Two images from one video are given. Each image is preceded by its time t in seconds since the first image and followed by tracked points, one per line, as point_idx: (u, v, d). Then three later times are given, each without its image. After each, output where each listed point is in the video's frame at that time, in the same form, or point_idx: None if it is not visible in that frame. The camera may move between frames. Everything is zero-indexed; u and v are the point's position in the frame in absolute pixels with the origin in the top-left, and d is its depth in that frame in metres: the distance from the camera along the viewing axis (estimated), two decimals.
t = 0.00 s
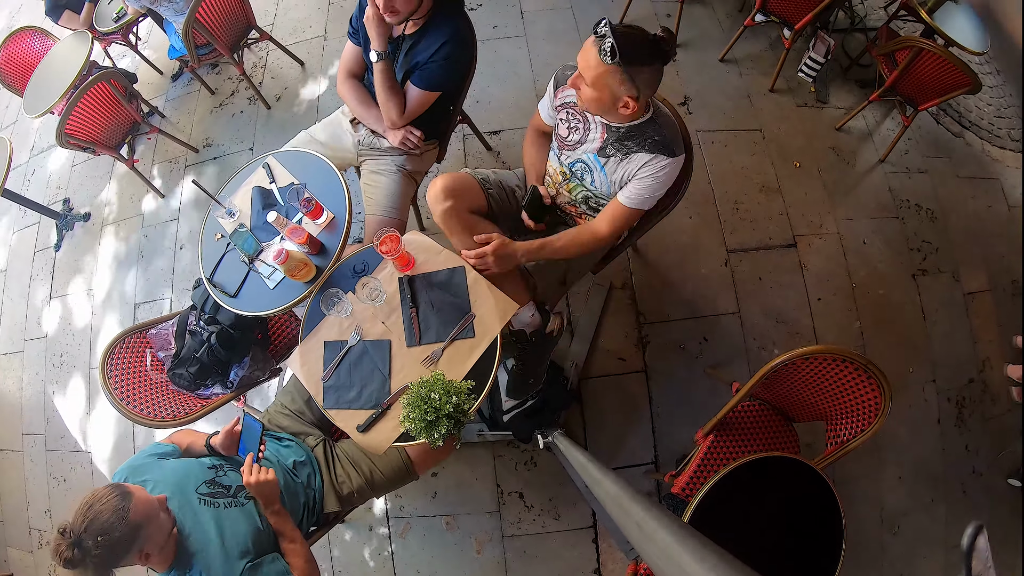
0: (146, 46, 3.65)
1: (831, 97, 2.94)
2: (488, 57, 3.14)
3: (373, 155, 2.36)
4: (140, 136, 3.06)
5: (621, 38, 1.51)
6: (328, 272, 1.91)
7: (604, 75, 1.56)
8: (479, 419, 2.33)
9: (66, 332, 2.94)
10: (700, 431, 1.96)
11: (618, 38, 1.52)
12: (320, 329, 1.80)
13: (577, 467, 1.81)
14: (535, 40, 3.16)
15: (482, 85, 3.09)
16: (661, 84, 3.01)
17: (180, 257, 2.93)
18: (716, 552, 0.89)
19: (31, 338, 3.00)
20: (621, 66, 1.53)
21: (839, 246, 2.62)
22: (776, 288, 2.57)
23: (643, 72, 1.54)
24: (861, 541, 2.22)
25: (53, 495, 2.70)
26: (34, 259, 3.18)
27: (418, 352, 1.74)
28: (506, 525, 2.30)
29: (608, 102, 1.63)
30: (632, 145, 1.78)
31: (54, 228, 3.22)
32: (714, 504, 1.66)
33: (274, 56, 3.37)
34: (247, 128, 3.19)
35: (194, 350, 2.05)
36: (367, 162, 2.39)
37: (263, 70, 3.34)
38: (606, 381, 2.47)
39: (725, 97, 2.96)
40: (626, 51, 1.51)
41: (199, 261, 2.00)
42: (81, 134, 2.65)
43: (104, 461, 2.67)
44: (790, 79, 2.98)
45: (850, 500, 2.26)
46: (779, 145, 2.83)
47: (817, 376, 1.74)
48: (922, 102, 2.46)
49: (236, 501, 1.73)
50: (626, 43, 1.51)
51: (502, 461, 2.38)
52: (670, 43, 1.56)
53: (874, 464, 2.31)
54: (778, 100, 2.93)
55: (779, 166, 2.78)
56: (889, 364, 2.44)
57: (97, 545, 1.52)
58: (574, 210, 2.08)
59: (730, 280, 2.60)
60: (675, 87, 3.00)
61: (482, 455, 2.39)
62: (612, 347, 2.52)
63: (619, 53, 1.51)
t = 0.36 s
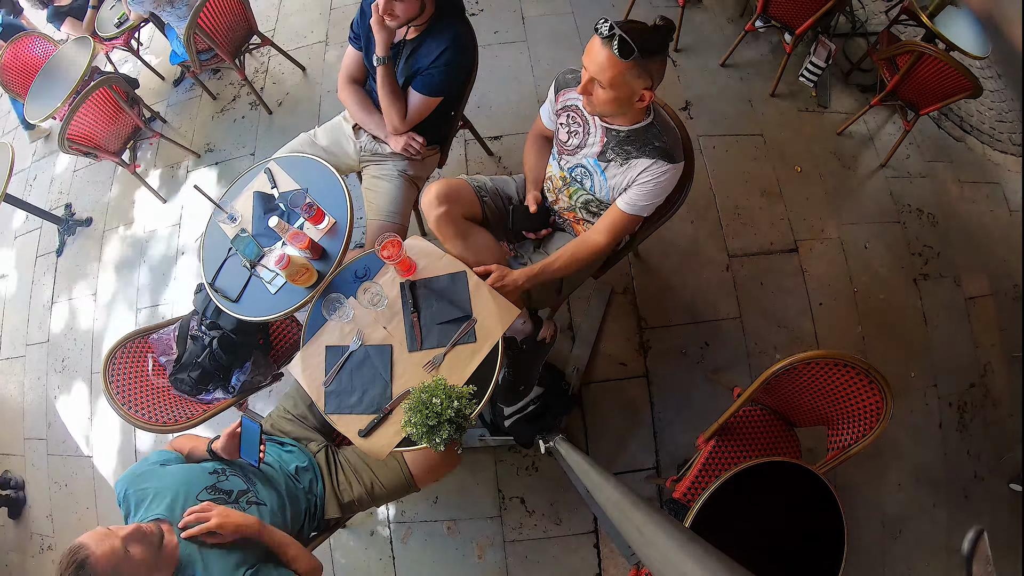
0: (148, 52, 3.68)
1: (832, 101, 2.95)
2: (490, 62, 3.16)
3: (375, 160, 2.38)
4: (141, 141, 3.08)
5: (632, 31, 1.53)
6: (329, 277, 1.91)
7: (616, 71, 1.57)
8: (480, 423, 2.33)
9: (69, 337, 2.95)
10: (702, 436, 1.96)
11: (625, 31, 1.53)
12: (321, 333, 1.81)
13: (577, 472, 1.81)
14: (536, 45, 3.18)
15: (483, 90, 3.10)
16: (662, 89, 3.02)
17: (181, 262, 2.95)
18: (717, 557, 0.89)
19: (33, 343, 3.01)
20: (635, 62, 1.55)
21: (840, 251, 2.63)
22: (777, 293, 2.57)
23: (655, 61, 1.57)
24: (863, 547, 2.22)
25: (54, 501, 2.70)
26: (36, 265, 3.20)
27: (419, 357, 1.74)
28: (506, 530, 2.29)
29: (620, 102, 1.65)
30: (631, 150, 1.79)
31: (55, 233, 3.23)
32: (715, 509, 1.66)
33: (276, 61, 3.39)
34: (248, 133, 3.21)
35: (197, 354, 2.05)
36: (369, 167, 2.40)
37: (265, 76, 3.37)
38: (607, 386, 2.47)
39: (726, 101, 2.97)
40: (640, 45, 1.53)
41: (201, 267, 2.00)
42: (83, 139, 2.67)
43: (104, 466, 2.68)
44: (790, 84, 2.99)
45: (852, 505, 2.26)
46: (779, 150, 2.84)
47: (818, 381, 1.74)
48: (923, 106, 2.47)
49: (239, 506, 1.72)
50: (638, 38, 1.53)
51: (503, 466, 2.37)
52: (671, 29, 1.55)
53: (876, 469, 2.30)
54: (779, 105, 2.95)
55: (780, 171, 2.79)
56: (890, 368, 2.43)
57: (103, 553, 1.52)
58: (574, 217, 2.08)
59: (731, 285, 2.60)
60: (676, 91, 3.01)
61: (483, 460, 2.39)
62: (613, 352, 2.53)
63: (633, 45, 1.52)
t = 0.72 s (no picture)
0: (149, 56, 3.70)
1: (833, 104, 2.96)
2: (491, 66, 3.18)
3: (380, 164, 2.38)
4: (142, 146, 3.09)
5: (613, 57, 1.54)
6: (329, 281, 1.92)
7: (605, 99, 1.61)
8: (480, 428, 2.30)
9: (70, 341, 2.95)
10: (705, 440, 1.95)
11: (607, 60, 1.55)
12: (322, 337, 1.81)
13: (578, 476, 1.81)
14: (535, 49, 3.20)
15: (484, 94, 3.11)
16: (663, 92, 3.03)
17: (183, 266, 2.95)
18: (717, 562, 0.89)
19: (35, 348, 3.01)
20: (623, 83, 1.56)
21: (841, 254, 2.63)
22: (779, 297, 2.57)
23: (644, 70, 1.57)
24: (864, 551, 2.21)
25: (57, 505, 2.70)
26: (37, 269, 3.21)
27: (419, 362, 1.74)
28: (508, 533, 2.29)
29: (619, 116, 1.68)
30: (639, 150, 1.79)
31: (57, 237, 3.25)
32: (716, 513, 1.66)
33: (277, 66, 3.41)
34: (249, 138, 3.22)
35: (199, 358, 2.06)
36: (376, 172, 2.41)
37: (265, 80, 3.38)
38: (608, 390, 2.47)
39: (727, 105, 2.98)
40: (622, 69, 1.54)
41: (202, 271, 2.01)
42: (83, 143, 2.68)
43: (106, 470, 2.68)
44: (791, 87, 3.00)
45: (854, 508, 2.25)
46: (780, 153, 2.84)
47: (821, 386, 1.73)
48: (924, 109, 2.48)
49: (274, 485, 1.80)
50: (621, 62, 1.54)
51: (504, 470, 2.37)
52: (647, 34, 1.58)
53: (878, 472, 2.29)
54: (779, 108, 2.96)
55: (781, 174, 2.79)
56: (892, 372, 2.43)
57: (164, 498, 1.56)
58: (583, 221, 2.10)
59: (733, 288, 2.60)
60: (676, 95, 3.02)
61: (484, 463, 2.39)
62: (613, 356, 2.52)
63: (616, 73, 1.54)
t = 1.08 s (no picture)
0: (146, 59, 3.70)
1: (831, 107, 2.98)
2: (489, 69, 3.18)
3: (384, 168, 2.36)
4: (139, 149, 3.08)
5: (610, 128, 1.46)
6: (328, 284, 1.92)
7: (589, 167, 1.57)
8: (479, 431, 2.32)
9: (67, 344, 2.95)
10: (703, 442, 1.96)
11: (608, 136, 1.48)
12: (320, 339, 1.81)
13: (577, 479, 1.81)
14: (534, 51, 3.21)
15: (483, 97, 3.12)
16: (661, 95, 3.05)
17: (181, 269, 2.95)
18: (717, 563, 0.89)
19: (32, 351, 3.00)
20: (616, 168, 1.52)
21: (839, 256, 2.64)
22: (777, 299, 2.58)
23: (642, 158, 1.50)
24: (862, 553, 2.21)
25: (53, 509, 2.69)
26: (34, 272, 3.20)
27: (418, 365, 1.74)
28: (506, 536, 2.28)
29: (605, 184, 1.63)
30: (620, 208, 1.73)
31: (53, 240, 3.24)
32: (714, 514, 1.66)
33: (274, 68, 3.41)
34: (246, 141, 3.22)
35: (196, 360, 2.05)
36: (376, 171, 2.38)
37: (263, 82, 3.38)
38: (606, 393, 2.47)
39: (725, 108, 3.00)
40: (618, 150, 1.47)
41: (200, 274, 2.01)
42: (81, 146, 2.68)
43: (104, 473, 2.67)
44: (789, 90, 3.02)
45: (852, 510, 2.25)
46: (778, 156, 2.86)
47: (819, 388, 1.74)
48: (921, 112, 2.50)
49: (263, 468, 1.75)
50: (618, 142, 1.47)
51: (503, 473, 2.37)
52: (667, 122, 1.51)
53: (876, 475, 2.30)
54: (777, 111, 2.97)
55: (780, 177, 2.81)
56: (889, 374, 2.44)
57: (133, 458, 1.43)
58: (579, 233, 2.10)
59: (731, 291, 2.61)
60: (675, 98, 3.03)
61: (482, 466, 2.38)
62: (612, 359, 2.53)
63: (616, 155, 1.48)
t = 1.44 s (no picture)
0: (148, 64, 3.72)
1: (832, 113, 2.99)
2: (491, 75, 3.20)
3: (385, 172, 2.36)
4: (141, 154, 3.10)
5: (504, 110, 1.38)
6: (329, 289, 1.92)
7: (501, 155, 1.49)
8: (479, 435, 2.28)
9: (69, 348, 2.95)
10: (703, 449, 1.95)
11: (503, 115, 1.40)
12: (322, 343, 1.81)
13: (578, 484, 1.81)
14: (536, 57, 3.22)
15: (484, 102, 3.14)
16: (662, 101, 3.06)
17: (182, 274, 2.96)
18: (718, 569, 0.88)
19: (33, 355, 3.01)
20: (540, 135, 1.43)
21: (840, 263, 2.64)
22: (778, 306, 2.58)
23: (545, 126, 1.42)
24: (864, 561, 2.20)
25: (54, 513, 2.69)
26: (35, 277, 3.21)
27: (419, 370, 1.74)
28: (506, 542, 2.28)
29: (554, 163, 1.54)
30: (571, 199, 1.69)
31: (55, 245, 3.25)
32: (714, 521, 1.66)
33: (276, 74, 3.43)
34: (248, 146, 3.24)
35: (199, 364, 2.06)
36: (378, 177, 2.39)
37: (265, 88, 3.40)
38: (607, 399, 2.47)
39: (726, 114, 3.01)
40: (529, 121, 1.39)
41: (201, 278, 2.02)
42: (83, 151, 2.70)
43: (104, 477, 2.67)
44: (790, 96, 3.03)
45: (854, 517, 2.25)
46: (779, 162, 2.87)
47: (820, 394, 1.74)
48: (922, 118, 2.51)
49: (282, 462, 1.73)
50: (518, 119, 1.38)
51: (503, 478, 2.36)
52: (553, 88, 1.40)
53: (878, 481, 2.29)
54: (779, 117, 2.99)
55: (781, 183, 2.81)
56: (891, 380, 2.44)
57: (173, 441, 1.40)
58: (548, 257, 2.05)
59: (732, 297, 2.61)
60: (676, 104, 3.05)
61: (482, 472, 2.38)
62: (613, 364, 2.53)
63: (506, 130, 1.40)
